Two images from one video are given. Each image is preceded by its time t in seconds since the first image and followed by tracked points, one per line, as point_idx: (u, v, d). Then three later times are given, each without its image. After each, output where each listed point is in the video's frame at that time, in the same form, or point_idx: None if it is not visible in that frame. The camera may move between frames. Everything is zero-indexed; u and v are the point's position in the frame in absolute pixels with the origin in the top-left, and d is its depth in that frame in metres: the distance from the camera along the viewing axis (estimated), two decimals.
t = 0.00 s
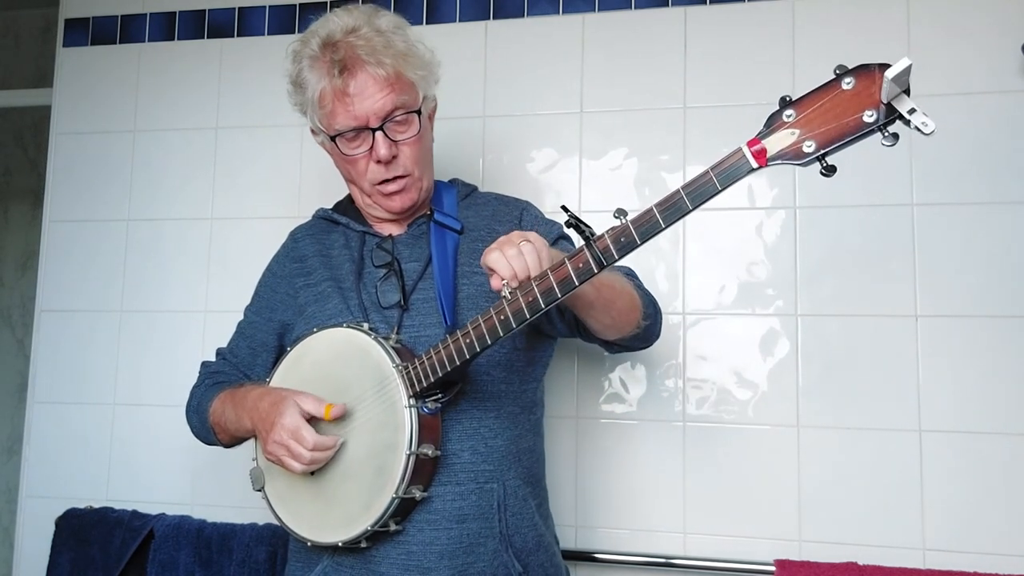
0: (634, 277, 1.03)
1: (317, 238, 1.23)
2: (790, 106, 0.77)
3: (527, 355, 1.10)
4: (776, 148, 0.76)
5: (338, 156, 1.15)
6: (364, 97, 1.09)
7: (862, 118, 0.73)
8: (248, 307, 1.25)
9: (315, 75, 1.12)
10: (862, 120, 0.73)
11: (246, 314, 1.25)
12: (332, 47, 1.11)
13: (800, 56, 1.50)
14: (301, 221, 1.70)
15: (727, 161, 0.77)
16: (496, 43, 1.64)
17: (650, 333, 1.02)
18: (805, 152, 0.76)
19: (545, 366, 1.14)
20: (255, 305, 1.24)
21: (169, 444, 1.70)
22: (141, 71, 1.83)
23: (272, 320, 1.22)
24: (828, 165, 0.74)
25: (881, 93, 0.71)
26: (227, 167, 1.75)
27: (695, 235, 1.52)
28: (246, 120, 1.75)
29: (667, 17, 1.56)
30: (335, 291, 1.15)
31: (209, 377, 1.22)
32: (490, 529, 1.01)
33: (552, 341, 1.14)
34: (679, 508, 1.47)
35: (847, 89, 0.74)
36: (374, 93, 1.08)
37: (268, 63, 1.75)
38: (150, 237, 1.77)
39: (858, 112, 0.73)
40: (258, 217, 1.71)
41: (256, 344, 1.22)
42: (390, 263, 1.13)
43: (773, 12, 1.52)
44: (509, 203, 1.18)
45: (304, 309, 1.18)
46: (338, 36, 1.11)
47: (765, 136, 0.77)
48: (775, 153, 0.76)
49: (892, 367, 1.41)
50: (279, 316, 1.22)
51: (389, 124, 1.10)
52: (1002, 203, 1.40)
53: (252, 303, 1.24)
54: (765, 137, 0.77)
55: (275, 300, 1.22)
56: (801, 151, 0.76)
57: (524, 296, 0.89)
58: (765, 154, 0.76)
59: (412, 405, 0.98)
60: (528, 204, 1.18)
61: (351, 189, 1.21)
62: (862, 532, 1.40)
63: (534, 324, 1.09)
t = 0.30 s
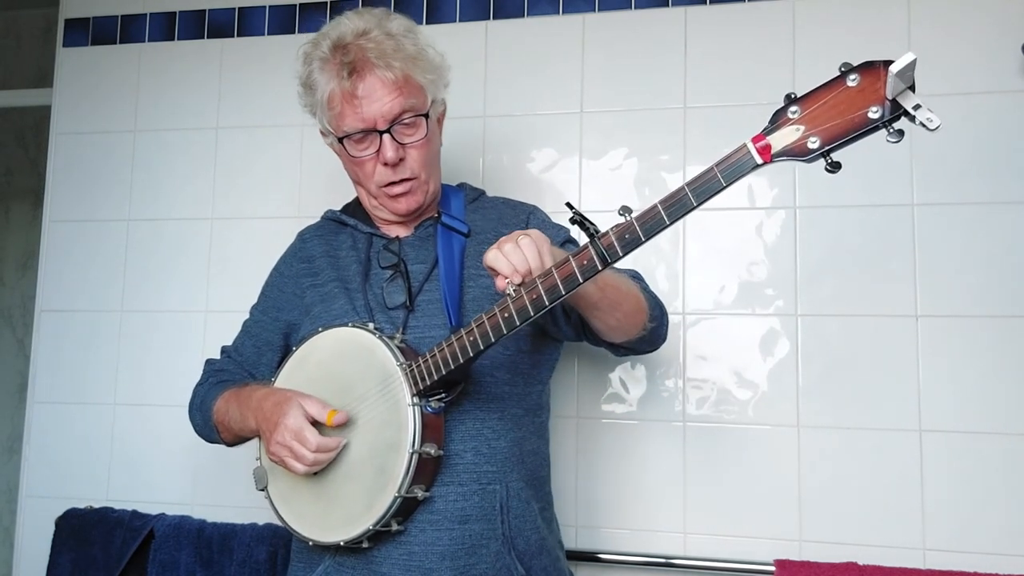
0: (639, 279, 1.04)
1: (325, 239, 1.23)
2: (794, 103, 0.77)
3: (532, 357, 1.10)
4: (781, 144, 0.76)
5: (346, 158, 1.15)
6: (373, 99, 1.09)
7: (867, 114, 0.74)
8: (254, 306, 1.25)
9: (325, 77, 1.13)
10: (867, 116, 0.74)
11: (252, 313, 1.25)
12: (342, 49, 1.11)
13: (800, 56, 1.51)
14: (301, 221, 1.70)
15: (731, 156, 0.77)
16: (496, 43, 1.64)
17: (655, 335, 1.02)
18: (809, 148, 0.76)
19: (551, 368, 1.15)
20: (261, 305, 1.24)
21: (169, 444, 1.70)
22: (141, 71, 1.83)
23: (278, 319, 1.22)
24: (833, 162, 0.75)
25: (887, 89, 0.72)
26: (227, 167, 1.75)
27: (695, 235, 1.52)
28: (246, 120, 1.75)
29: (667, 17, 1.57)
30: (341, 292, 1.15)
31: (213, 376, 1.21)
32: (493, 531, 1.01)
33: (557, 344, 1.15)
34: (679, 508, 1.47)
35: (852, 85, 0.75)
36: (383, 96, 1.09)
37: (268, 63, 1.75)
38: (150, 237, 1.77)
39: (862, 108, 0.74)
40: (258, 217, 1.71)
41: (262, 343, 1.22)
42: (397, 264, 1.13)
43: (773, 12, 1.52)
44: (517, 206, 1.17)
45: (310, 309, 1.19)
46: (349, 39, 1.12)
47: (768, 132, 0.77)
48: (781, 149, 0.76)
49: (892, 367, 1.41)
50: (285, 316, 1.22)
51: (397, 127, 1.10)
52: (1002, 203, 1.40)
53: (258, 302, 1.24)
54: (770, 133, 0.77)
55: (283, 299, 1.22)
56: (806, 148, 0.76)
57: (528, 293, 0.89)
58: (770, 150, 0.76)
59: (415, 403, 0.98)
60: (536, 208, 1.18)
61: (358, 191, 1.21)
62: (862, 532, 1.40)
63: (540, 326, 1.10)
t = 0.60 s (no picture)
0: (651, 280, 1.04)
1: (338, 235, 1.23)
2: (804, 103, 0.77)
3: (542, 359, 1.10)
4: (790, 145, 0.76)
5: (360, 154, 1.16)
6: (388, 97, 1.09)
7: (877, 115, 0.74)
8: (266, 300, 1.25)
9: (342, 73, 1.13)
10: (877, 117, 0.74)
11: (264, 307, 1.25)
12: (360, 46, 1.12)
13: (799, 56, 1.51)
14: (302, 221, 1.70)
15: (741, 157, 0.77)
16: (496, 43, 1.64)
17: (667, 336, 1.02)
18: (819, 148, 0.76)
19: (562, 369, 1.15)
20: (273, 299, 1.23)
21: (169, 444, 1.70)
22: (141, 70, 1.83)
23: (290, 314, 1.21)
24: (843, 163, 0.74)
25: (898, 90, 0.72)
26: (227, 167, 1.75)
27: (695, 235, 1.52)
28: (246, 120, 1.75)
29: (667, 17, 1.57)
30: (352, 290, 1.15)
31: (224, 369, 1.22)
32: (500, 531, 1.01)
33: (568, 345, 1.15)
34: (680, 508, 1.47)
35: (862, 86, 0.75)
36: (398, 94, 1.09)
37: (268, 62, 1.75)
38: (150, 237, 1.77)
39: (872, 109, 0.74)
40: (258, 217, 1.71)
41: (274, 337, 1.22)
42: (407, 263, 1.13)
43: (773, 12, 1.52)
44: (529, 208, 1.18)
45: (321, 306, 1.18)
46: (367, 36, 1.12)
47: (778, 132, 0.77)
48: (790, 150, 0.76)
49: (892, 367, 1.42)
50: (296, 311, 1.21)
51: (411, 126, 1.10)
52: (1002, 204, 1.40)
53: (270, 297, 1.24)
54: (779, 134, 0.77)
55: (294, 294, 1.22)
56: (815, 148, 0.76)
57: (536, 293, 0.89)
58: (780, 150, 0.76)
59: (423, 402, 0.98)
60: (546, 210, 1.18)
61: (371, 188, 1.21)
62: (861, 533, 1.40)
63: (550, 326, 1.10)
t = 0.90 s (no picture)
0: (663, 282, 1.04)
1: (350, 231, 1.24)
2: (816, 115, 0.76)
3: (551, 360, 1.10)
4: (800, 158, 0.76)
5: (372, 146, 1.16)
6: (402, 89, 1.10)
7: (889, 128, 0.73)
8: (278, 294, 1.26)
9: (357, 64, 1.14)
10: (889, 131, 0.73)
11: (275, 301, 1.26)
12: (377, 38, 1.13)
13: (799, 56, 1.50)
14: (302, 221, 1.69)
15: (749, 170, 0.76)
16: (496, 43, 1.64)
17: (678, 339, 1.02)
18: (829, 162, 0.75)
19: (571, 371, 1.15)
20: (285, 294, 1.24)
21: (169, 444, 1.70)
22: (141, 70, 1.83)
23: (301, 309, 1.22)
24: (853, 176, 0.74)
25: (911, 103, 0.71)
26: (227, 167, 1.75)
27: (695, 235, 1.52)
28: (247, 120, 1.75)
29: (667, 17, 1.56)
30: (362, 289, 1.15)
31: (236, 364, 1.22)
32: (508, 532, 1.01)
33: (578, 345, 1.14)
34: (680, 509, 1.46)
35: (875, 98, 0.74)
36: (412, 86, 1.10)
37: (268, 62, 1.75)
38: (150, 237, 1.77)
39: (884, 122, 0.73)
40: (258, 218, 1.71)
41: (285, 332, 1.22)
42: (418, 262, 1.13)
43: (773, 12, 1.52)
44: (541, 207, 1.17)
45: (332, 303, 1.18)
46: (384, 29, 1.13)
47: (787, 145, 0.77)
48: (799, 164, 0.75)
49: (892, 367, 1.41)
50: (308, 306, 1.21)
51: (425, 119, 1.11)
52: (1003, 203, 1.40)
53: (282, 292, 1.25)
54: (789, 146, 0.76)
55: (306, 289, 1.22)
56: (826, 161, 0.75)
57: (543, 302, 0.89)
58: (789, 163, 0.76)
59: (431, 407, 0.98)
60: (559, 209, 1.17)
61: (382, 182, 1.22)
62: (860, 533, 1.40)
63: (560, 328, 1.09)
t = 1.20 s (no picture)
0: (667, 282, 1.04)
1: (358, 231, 1.24)
2: (813, 109, 0.74)
3: (555, 360, 1.10)
4: (797, 153, 0.74)
5: (380, 140, 1.18)
6: (411, 82, 1.12)
7: (888, 123, 0.71)
8: (286, 294, 1.27)
9: (369, 59, 1.17)
10: (888, 125, 0.70)
11: (283, 301, 1.27)
12: (388, 33, 1.16)
13: (799, 56, 1.50)
14: (302, 221, 1.69)
15: (747, 166, 0.75)
16: (496, 43, 1.64)
17: (683, 336, 1.02)
18: (828, 157, 0.73)
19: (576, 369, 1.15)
20: (293, 294, 1.25)
21: (169, 444, 1.70)
22: (141, 70, 1.82)
23: (309, 308, 1.23)
24: (852, 172, 0.72)
25: (909, 97, 0.69)
26: (227, 166, 1.75)
27: (695, 235, 1.51)
28: (246, 120, 1.75)
29: (666, 17, 1.56)
30: (368, 288, 1.15)
31: (243, 363, 1.22)
32: (510, 532, 1.01)
33: (583, 346, 1.14)
34: (681, 508, 1.46)
35: (874, 92, 0.71)
36: (421, 80, 1.12)
37: (269, 63, 1.75)
38: (150, 236, 1.77)
39: (883, 117, 0.71)
40: (258, 217, 1.71)
41: (292, 330, 1.24)
42: (424, 261, 1.13)
43: (773, 11, 1.52)
44: (549, 208, 1.17)
45: (338, 301, 1.20)
46: (396, 25, 1.16)
47: (786, 139, 0.75)
48: (796, 159, 0.73)
49: (892, 367, 1.41)
50: (315, 305, 1.23)
51: (432, 113, 1.13)
52: (1003, 203, 1.40)
53: (289, 291, 1.26)
54: (787, 141, 0.74)
55: (314, 289, 1.24)
56: (823, 157, 0.73)
57: (544, 299, 0.88)
58: (787, 158, 0.74)
59: (432, 404, 0.98)
60: (566, 210, 1.17)
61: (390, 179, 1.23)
62: (860, 532, 1.40)
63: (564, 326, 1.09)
